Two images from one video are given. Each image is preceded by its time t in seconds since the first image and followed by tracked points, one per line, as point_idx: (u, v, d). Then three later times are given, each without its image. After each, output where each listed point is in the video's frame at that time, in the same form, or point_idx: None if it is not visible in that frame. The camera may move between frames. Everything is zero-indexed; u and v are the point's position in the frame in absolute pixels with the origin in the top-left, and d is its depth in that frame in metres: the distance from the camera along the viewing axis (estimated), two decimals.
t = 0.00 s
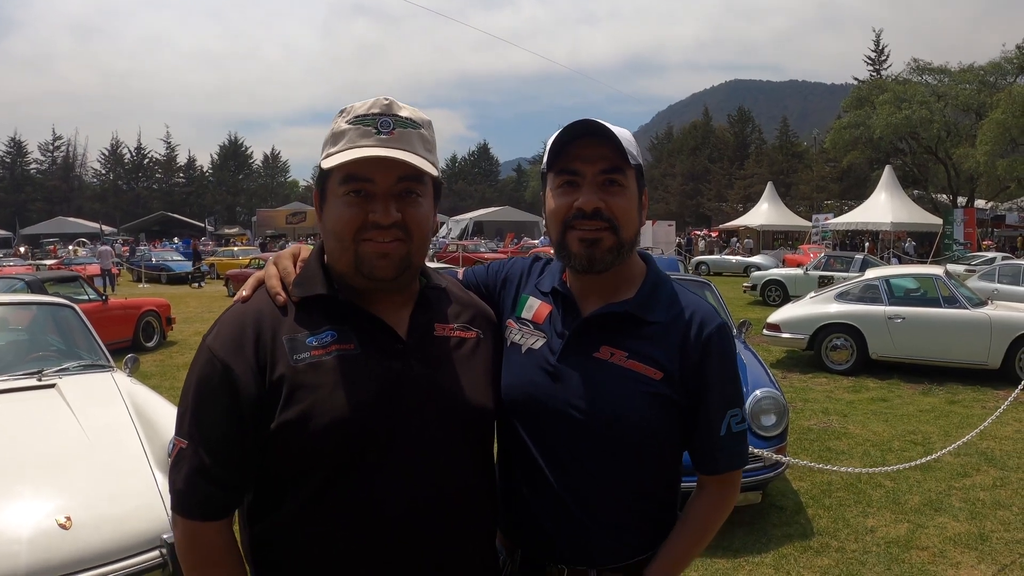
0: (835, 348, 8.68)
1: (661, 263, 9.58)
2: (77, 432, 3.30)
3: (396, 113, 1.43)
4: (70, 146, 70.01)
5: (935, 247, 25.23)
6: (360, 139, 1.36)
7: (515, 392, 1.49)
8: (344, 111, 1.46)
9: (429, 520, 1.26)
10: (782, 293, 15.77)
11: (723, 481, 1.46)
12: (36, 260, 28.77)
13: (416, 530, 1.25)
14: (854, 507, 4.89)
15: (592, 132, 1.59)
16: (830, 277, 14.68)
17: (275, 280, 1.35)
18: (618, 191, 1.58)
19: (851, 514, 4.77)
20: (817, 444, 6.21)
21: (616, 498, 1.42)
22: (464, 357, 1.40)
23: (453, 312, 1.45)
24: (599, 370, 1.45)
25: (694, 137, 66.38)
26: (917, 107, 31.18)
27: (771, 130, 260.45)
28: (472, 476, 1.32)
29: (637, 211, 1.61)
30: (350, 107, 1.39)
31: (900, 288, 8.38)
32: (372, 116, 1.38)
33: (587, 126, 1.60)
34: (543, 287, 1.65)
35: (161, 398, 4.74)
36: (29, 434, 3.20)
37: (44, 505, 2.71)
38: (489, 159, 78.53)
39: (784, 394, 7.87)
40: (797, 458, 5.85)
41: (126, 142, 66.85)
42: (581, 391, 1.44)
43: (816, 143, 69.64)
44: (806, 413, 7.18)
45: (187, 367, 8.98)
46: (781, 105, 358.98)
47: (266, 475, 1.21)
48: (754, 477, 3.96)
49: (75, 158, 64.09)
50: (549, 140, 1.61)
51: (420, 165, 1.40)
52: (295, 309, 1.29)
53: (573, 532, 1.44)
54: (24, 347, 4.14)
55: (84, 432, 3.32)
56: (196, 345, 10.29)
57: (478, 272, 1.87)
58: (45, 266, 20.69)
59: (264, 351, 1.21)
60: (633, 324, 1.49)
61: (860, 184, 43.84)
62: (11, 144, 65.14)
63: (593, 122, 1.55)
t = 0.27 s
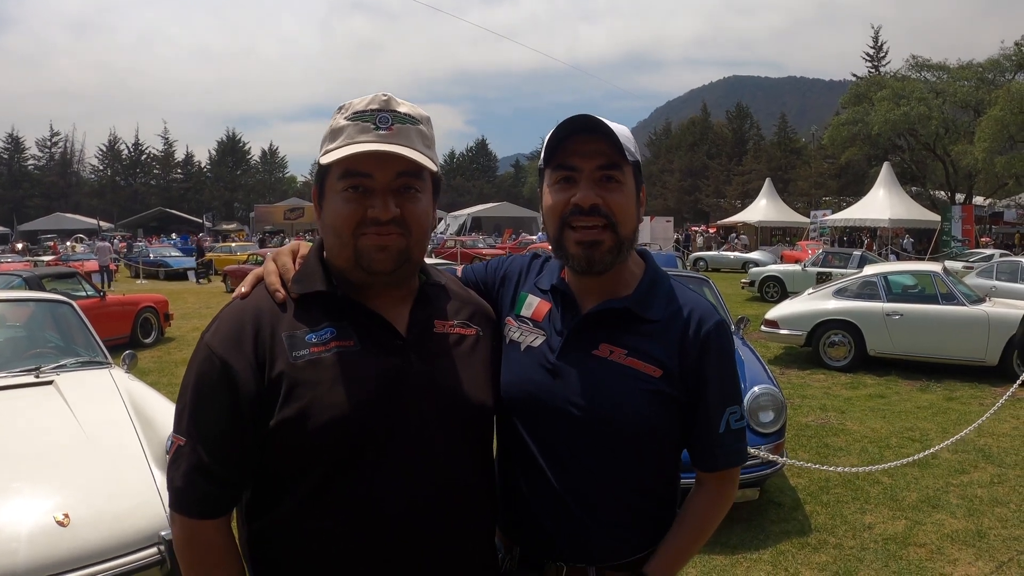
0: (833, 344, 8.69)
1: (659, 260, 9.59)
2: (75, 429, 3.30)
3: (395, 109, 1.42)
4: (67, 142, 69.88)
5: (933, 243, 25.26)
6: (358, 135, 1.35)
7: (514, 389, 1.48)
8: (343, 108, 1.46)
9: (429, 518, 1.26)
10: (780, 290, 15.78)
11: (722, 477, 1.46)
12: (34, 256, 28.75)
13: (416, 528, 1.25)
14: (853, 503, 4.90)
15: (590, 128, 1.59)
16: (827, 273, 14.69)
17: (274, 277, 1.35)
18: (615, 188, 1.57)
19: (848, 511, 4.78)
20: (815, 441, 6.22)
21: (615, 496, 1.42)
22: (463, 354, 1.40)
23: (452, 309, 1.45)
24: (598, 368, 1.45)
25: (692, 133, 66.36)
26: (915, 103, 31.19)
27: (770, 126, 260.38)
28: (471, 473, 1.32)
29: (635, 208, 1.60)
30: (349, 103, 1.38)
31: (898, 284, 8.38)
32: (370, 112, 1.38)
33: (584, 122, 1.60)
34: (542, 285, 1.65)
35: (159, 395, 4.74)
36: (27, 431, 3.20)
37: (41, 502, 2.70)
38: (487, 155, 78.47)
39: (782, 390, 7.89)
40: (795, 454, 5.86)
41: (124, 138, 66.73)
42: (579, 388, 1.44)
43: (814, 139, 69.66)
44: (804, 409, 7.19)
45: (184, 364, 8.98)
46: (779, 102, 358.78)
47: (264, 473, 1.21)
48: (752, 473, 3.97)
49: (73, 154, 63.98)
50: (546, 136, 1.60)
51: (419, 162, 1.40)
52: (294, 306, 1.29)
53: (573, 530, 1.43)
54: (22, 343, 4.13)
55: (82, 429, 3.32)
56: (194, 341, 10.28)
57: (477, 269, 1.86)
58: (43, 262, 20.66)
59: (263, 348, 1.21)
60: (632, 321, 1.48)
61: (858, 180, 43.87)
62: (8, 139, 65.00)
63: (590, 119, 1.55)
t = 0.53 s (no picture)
0: (832, 341, 8.71)
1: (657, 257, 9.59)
2: (75, 427, 3.30)
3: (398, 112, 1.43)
4: (66, 138, 69.75)
5: (932, 240, 25.28)
6: (364, 138, 1.36)
7: (515, 390, 1.49)
8: (348, 110, 1.46)
9: (431, 519, 1.27)
10: (779, 286, 15.80)
11: (722, 478, 1.47)
12: (32, 252, 28.71)
13: (418, 527, 1.26)
14: (851, 501, 4.92)
15: (592, 130, 1.59)
16: (827, 269, 14.70)
17: (278, 278, 1.35)
18: (616, 189, 1.58)
19: (847, 508, 4.79)
20: (813, 438, 6.24)
21: (616, 498, 1.43)
22: (466, 355, 1.41)
23: (455, 311, 1.45)
24: (600, 369, 1.45)
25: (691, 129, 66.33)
26: (914, 100, 31.18)
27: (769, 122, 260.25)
28: (472, 474, 1.33)
29: (635, 211, 1.61)
30: (353, 105, 1.39)
31: (896, 281, 8.41)
32: (375, 116, 1.39)
33: (586, 124, 1.60)
34: (544, 287, 1.65)
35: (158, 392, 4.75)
36: (28, 428, 3.21)
37: (40, 502, 2.70)
38: (485, 150, 78.35)
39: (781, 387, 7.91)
40: (793, 451, 5.88)
41: (122, 134, 66.63)
42: (579, 390, 1.44)
43: (813, 135, 69.66)
44: (803, 406, 7.21)
45: (184, 360, 8.98)
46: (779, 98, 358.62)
47: (267, 474, 1.22)
48: (751, 471, 3.99)
49: (71, 150, 63.87)
50: (548, 136, 1.60)
51: (423, 165, 1.40)
52: (298, 307, 1.29)
53: (574, 531, 1.44)
54: (22, 342, 4.12)
55: (81, 427, 3.32)
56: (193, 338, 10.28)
57: (479, 270, 1.87)
58: (41, 258, 20.64)
59: (267, 351, 1.22)
60: (632, 324, 1.49)
61: (857, 177, 43.88)
62: (7, 135, 64.87)
63: (593, 119, 1.55)
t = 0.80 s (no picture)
0: (832, 337, 8.73)
1: (658, 253, 9.59)
2: (77, 425, 3.31)
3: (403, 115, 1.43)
4: (65, 133, 69.64)
5: (932, 235, 25.27)
6: (369, 142, 1.36)
7: (517, 392, 1.50)
8: (353, 114, 1.47)
9: (434, 521, 1.28)
10: (779, 281, 15.79)
11: (724, 480, 1.48)
12: (32, 247, 28.72)
13: (420, 528, 1.26)
14: (851, 497, 4.93)
15: (595, 134, 1.59)
16: (827, 265, 14.69)
17: (283, 283, 1.36)
18: (619, 194, 1.58)
19: (847, 505, 4.81)
20: (814, 434, 6.25)
21: (618, 499, 1.43)
22: (471, 358, 1.41)
23: (459, 313, 1.46)
24: (603, 373, 1.46)
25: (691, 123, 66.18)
26: (915, 94, 31.11)
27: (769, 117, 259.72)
28: (475, 477, 1.34)
29: (638, 215, 1.61)
30: (359, 109, 1.39)
31: (897, 277, 8.40)
32: (381, 119, 1.39)
33: (588, 129, 1.60)
34: (546, 290, 1.66)
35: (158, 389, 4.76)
36: (30, 427, 3.22)
37: (42, 501, 2.72)
38: (485, 145, 78.23)
39: (781, 383, 7.92)
40: (794, 448, 5.89)
41: (121, 129, 66.45)
42: (582, 393, 1.45)
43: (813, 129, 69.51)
44: (803, 402, 7.22)
45: (184, 356, 8.98)
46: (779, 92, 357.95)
47: (271, 475, 1.22)
48: (751, 468, 4.01)
49: (71, 145, 63.72)
50: (551, 142, 1.61)
51: (428, 169, 1.41)
52: (303, 310, 1.30)
53: (577, 533, 1.45)
54: (23, 340, 4.12)
55: (82, 424, 3.33)
56: (193, 333, 10.29)
57: (482, 272, 1.87)
58: (41, 254, 20.64)
59: (271, 355, 1.22)
60: (635, 326, 1.49)
61: (857, 172, 43.84)
62: (6, 131, 64.77)
63: (596, 125, 1.55)
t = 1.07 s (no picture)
0: (834, 333, 8.72)
1: (660, 249, 9.58)
2: (81, 425, 3.31)
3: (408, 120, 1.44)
4: (66, 129, 69.61)
5: (934, 231, 25.23)
6: (376, 147, 1.37)
7: (522, 396, 1.50)
8: (359, 120, 1.47)
9: (439, 524, 1.28)
10: (781, 277, 15.78)
11: (728, 484, 1.48)
12: (34, 243, 28.76)
13: (422, 531, 1.27)
14: (852, 495, 4.94)
15: (600, 141, 1.59)
16: (829, 260, 14.67)
17: (289, 287, 1.36)
18: (623, 200, 1.58)
19: (849, 502, 4.82)
20: (816, 431, 6.25)
21: (621, 501, 1.43)
22: (477, 362, 1.42)
23: (464, 318, 1.46)
24: (607, 377, 1.46)
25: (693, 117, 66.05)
26: (917, 89, 31.01)
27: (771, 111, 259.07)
28: (481, 480, 1.34)
29: (642, 221, 1.61)
30: (365, 115, 1.40)
31: (899, 273, 8.38)
32: (386, 125, 1.40)
33: (593, 134, 1.60)
34: (551, 294, 1.66)
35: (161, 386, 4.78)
36: (34, 426, 3.22)
37: (47, 500, 2.73)
38: (486, 140, 78.09)
39: (783, 379, 7.92)
40: (795, 445, 5.89)
41: (122, 124, 66.37)
42: (588, 398, 1.45)
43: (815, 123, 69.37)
44: (805, 399, 7.22)
45: (187, 353, 9.00)
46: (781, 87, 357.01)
47: (278, 480, 1.23)
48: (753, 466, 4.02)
49: (72, 141, 63.69)
50: (554, 148, 1.61)
51: (433, 175, 1.41)
52: (309, 316, 1.30)
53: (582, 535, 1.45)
54: (26, 339, 4.13)
55: (85, 423, 3.35)
56: (195, 330, 10.30)
57: (487, 275, 1.87)
58: (43, 250, 20.68)
59: (278, 360, 1.22)
60: (640, 332, 1.49)
61: (859, 167, 43.79)
62: (7, 127, 64.75)
63: (600, 130, 1.56)
